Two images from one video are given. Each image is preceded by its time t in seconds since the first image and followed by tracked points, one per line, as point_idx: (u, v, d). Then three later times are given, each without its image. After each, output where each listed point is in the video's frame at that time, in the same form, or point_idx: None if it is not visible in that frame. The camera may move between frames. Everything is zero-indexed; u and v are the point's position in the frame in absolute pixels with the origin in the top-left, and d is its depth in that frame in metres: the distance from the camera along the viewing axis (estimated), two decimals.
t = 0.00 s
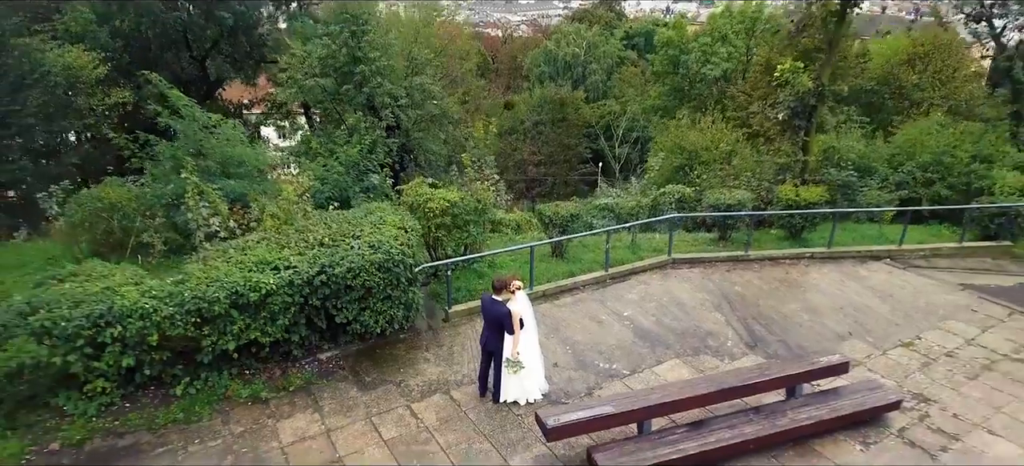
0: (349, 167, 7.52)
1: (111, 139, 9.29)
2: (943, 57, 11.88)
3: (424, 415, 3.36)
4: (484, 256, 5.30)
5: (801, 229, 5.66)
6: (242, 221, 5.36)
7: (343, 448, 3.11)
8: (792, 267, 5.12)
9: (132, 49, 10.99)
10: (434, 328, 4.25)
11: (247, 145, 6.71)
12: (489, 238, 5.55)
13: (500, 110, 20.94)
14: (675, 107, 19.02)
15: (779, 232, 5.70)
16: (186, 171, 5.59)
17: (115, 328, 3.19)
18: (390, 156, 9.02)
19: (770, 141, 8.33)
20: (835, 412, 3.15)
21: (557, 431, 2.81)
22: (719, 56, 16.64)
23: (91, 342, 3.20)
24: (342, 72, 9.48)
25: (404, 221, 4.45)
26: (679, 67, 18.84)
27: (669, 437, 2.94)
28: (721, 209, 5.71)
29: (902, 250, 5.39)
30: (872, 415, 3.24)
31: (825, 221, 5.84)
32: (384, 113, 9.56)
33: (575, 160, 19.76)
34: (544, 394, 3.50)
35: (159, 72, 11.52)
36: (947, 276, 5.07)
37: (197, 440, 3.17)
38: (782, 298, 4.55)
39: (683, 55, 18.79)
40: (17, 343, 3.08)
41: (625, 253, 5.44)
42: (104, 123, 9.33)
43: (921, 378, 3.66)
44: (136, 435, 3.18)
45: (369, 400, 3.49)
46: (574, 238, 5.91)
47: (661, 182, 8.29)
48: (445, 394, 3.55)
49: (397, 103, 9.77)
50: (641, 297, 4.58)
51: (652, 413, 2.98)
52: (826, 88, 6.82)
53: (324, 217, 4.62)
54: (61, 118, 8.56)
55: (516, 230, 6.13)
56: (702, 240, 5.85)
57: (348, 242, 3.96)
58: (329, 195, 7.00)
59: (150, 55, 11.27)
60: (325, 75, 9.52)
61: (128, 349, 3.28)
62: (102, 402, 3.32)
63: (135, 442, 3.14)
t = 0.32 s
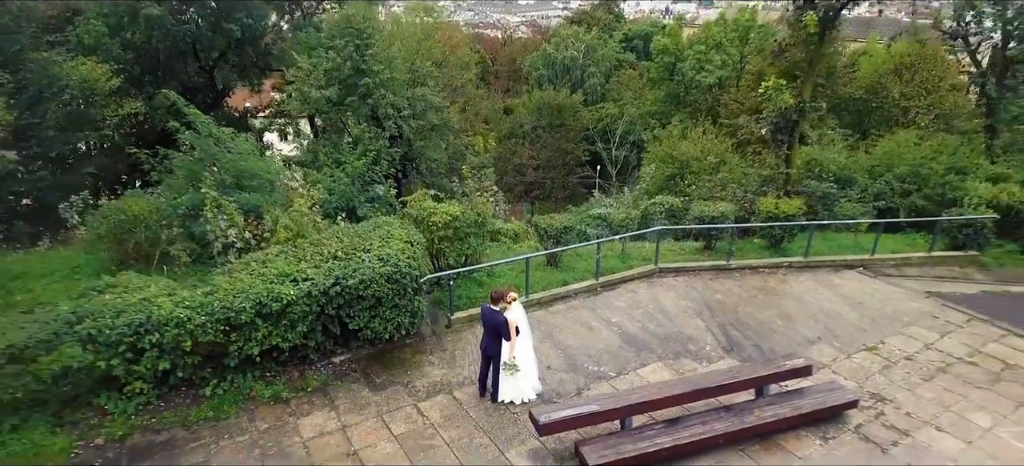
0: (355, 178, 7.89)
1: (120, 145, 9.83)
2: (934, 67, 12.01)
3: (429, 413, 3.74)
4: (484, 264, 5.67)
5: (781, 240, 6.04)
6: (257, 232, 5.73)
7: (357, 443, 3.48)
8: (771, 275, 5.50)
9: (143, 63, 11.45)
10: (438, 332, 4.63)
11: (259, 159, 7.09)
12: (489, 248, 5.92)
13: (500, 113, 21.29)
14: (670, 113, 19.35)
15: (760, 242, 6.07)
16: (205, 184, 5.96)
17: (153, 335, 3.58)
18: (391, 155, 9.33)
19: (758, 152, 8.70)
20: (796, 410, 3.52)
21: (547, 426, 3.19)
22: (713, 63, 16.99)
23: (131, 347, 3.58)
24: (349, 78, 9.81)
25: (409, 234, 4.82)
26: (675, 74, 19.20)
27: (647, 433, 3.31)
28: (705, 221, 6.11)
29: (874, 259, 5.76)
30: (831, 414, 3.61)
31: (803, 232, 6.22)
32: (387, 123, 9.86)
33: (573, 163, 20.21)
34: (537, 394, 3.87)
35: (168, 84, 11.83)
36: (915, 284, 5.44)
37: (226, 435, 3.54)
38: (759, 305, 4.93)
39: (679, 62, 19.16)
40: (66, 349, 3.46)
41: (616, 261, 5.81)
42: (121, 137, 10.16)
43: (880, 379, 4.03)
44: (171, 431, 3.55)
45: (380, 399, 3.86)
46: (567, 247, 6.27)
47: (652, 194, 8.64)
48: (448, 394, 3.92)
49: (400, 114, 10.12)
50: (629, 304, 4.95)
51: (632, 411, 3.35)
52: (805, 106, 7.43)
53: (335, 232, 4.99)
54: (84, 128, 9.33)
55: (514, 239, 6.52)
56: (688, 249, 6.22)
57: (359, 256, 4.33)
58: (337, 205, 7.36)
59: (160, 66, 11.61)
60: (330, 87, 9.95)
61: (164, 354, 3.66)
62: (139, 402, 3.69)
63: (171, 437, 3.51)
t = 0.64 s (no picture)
0: (370, 208, 8.93)
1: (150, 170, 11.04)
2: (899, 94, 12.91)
3: (440, 413, 4.84)
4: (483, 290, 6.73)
5: (733, 266, 7.13)
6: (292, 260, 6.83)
7: (386, 436, 4.58)
8: (721, 299, 6.60)
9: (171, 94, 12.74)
10: (446, 349, 5.72)
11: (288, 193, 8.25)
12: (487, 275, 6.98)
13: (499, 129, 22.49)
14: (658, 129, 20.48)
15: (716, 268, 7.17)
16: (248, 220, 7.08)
17: (230, 354, 4.70)
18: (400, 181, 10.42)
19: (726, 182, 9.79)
20: (720, 411, 4.62)
21: (529, 423, 4.29)
22: (698, 86, 18.14)
23: (213, 364, 4.71)
24: (364, 109, 10.95)
25: (422, 269, 5.92)
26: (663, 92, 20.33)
27: (604, 429, 4.42)
28: (668, 252, 7.21)
29: (810, 284, 6.85)
30: (748, 415, 4.71)
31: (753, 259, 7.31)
32: (396, 153, 10.87)
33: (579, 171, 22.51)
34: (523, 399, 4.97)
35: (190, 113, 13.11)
36: (841, 306, 6.54)
37: (285, 430, 4.65)
38: (707, 325, 6.04)
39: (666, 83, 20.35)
40: (166, 365, 4.58)
41: (593, 286, 6.90)
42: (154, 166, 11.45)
43: (793, 387, 5.12)
44: (243, 428, 4.65)
45: (402, 403, 4.96)
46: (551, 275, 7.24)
47: (631, 222, 9.76)
48: (455, 398, 5.02)
49: (407, 143, 11.16)
50: (601, 325, 6.04)
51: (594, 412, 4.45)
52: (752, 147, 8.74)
53: (361, 266, 6.07)
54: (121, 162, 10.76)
55: (508, 264, 7.63)
56: (656, 273, 7.30)
57: (383, 289, 5.42)
58: (354, 233, 8.44)
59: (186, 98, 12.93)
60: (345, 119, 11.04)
61: (236, 368, 4.77)
62: (216, 406, 4.78)
63: (244, 432, 4.61)
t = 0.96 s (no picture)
0: (381, 258, 10.50)
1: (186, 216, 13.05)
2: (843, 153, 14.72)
3: (440, 438, 6.41)
4: (475, 334, 8.28)
5: (680, 313, 8.73)
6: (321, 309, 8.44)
7: (400, 457, 6.16)
8: (666, 341, 8.20)
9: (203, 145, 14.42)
10: (444, 385, 7.31)
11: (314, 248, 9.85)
12: (479, 321, 8.57)
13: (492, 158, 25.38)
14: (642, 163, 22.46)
15: (666, 314, 8.76)
16: (284, 275, 8.68)
17: (285, 394, 6.33)
18: (405, 226, 12.03)
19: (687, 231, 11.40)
20: (649, 437, 6.21)
21: (507, 445, 5.89)
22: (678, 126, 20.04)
23: (272, 402, 6.31)
24: (376, 164, 12.60)
25: (427, 322, 7.51)
26: (645, 130, 22.30)
27: (562, 451, 6.00)
28: (627, 302, 8.86)
29: (740, 329, 8.46)
30: (670, 439, 6.28)
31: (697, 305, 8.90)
32: (403, 203, 12.43)
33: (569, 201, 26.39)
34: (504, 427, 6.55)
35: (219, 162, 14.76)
36: (763, 348, 8.13)
37: (325, 452, 6.23)
38: (651, 365, 7.63)
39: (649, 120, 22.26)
40: (236, 403, 6.18)
41: (566, 329, 8.49)
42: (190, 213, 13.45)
43: (710, 417, 6.71)
44: (293, 450, 6.24)
45: (412, 429, 6.56)
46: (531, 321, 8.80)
47: (604, 269, 11.38)
48: (452, 426, 6.59)
49: (411, 193, 12.69)
50: (568, 364, 7.65)
51: (554, 438, 6.03)
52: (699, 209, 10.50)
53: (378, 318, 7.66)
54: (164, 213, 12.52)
55: (497, 308, 9.26)
56: (618, 317, 8.91)
57: (397, 340, 7.01)
58: (369, 280, 10.03)
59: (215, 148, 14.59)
60: (358, 172, 12.66)
61: (288, 405, 6.36)
62: (272, 433, 6.36)
63: (294, 453, 6.20)
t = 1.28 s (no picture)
0: (390, 311, 12.28)
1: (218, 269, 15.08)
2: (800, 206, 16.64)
3: None
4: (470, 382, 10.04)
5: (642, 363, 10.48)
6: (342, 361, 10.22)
7: None
8: (628, 388, 9.95)
9: (231, 200, 16.33)
10: (445, 428, 9.06)
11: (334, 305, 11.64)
12: (473, 371, 10.34)
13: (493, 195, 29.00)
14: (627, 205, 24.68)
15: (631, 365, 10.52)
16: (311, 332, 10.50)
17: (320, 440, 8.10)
18: (410, 276, 14.08)
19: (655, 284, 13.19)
20: None
21: None
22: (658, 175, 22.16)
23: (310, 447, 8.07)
24: (386, 223, 14.44)
25: (432, 376, 9.27)
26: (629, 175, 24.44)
27: None
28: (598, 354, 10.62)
29: (691, 378, 10.20)
30: None
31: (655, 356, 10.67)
32: (409, 257, 14.28)
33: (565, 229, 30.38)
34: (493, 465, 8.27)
35: (245, 215, 16.68)
36: (708, 395, 9.87)
37: None
38: (613, 410, 9.37)
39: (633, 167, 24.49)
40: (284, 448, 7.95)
41: (546, 378, 10.23)
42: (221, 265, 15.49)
43: (657, 456, 8.44)
44: None
45: None
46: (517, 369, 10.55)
47: (584, 318, 13.14)
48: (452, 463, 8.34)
49: (415, 247, 14.49)
50: (547, 409, 9.38)
51: None
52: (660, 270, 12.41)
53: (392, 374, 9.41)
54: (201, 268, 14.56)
55: (489, 357, 11.04)
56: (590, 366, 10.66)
57: (407, 393, 8.76)
58: (381, 330, 11.81)
59: (241, 203, 16.46)
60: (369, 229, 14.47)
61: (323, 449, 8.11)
62: None
63: None
